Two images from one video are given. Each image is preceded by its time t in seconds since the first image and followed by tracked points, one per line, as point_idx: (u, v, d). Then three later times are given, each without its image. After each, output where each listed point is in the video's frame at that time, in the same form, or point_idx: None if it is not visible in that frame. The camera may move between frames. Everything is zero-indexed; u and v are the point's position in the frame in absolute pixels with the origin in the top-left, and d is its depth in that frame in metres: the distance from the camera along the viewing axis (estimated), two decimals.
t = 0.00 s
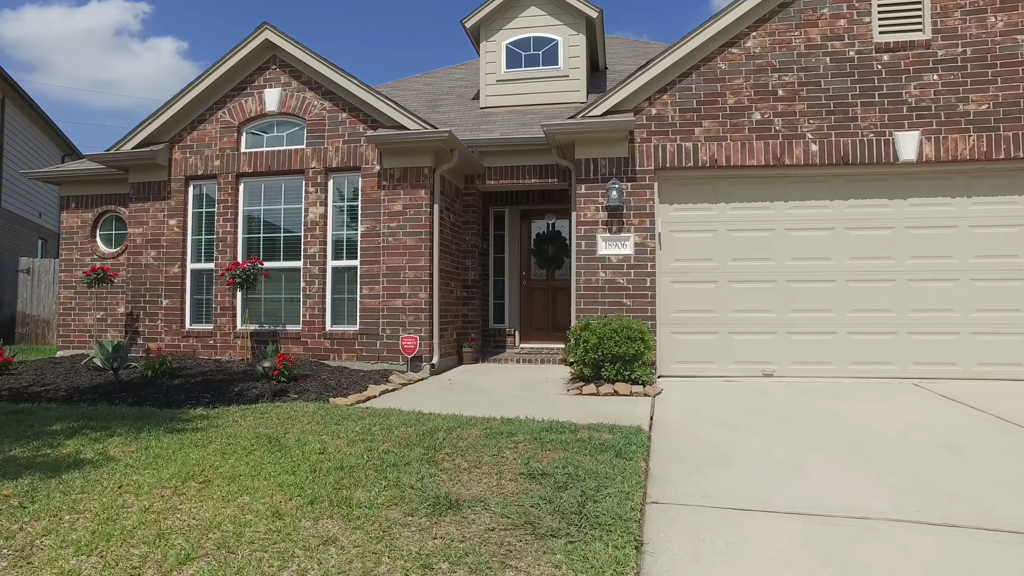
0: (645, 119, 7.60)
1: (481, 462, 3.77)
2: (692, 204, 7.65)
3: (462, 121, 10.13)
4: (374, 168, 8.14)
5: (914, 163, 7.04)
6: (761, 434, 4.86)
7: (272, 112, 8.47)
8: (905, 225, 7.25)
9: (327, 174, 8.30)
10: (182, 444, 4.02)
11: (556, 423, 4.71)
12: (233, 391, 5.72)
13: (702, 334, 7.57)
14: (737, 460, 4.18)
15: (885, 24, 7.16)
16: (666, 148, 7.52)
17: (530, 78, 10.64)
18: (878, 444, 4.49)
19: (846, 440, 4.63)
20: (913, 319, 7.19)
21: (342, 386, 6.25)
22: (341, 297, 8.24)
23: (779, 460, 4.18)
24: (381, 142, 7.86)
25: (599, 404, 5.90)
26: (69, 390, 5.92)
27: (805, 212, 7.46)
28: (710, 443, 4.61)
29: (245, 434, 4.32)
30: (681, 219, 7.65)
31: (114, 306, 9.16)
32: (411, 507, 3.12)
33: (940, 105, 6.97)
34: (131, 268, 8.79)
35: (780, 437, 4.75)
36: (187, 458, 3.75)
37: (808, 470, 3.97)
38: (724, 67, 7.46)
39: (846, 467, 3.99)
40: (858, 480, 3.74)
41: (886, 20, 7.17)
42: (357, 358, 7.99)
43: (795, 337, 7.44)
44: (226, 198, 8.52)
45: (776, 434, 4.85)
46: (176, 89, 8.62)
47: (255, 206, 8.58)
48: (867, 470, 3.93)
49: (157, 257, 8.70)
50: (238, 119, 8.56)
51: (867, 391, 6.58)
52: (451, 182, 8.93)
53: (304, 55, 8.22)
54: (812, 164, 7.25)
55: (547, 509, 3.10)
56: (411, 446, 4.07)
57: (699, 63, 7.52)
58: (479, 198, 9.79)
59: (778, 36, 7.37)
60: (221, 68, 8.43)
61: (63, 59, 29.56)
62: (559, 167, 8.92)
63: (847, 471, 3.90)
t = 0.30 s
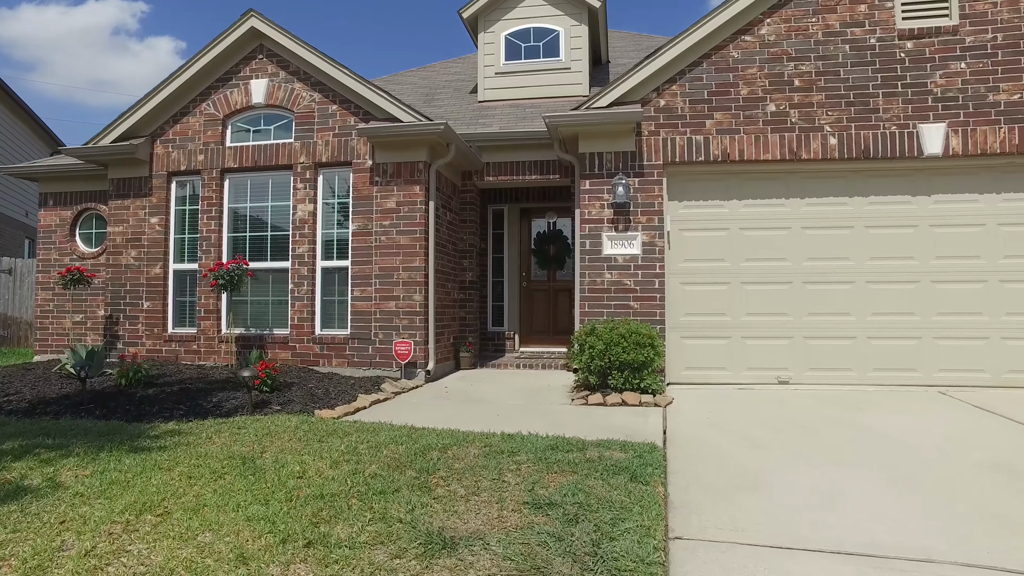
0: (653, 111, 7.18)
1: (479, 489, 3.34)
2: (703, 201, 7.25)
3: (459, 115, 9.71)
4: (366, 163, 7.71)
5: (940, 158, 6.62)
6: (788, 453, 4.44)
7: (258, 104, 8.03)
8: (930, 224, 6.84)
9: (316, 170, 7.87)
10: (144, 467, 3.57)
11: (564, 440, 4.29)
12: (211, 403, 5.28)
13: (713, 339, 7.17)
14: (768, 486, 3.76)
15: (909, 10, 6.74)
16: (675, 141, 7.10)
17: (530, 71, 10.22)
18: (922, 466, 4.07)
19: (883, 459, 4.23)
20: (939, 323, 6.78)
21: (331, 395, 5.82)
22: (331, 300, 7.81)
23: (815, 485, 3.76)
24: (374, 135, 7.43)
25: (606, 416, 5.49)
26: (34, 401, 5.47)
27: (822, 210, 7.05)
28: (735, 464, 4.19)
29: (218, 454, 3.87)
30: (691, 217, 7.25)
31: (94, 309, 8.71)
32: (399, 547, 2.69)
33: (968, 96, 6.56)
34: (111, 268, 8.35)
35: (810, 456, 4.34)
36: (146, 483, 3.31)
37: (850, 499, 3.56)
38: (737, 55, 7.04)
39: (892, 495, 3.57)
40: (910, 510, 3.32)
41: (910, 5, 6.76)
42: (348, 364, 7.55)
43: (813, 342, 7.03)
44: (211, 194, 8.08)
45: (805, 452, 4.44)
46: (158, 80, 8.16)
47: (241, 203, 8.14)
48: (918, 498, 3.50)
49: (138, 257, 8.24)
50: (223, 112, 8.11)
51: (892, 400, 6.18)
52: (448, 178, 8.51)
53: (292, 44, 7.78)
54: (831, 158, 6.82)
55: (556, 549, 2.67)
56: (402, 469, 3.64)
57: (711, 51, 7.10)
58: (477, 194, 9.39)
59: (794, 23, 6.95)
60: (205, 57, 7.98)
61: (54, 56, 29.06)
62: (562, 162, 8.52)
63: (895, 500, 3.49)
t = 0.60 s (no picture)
0: (668, 101, 6.71)
1: (487, 528, 2.86)
2: (722, 198, 6.81)
3: (460, 108, 9.23)
4: (361, 157, 7.24)
5: (979, 150, 6.15)
6: (833, 477, 4.00)
7: (248, 94, 7.55)
8: (967, 222, 6.37)
9: (309, 165, 7.40)
10: (99, 500, 3.08)
11: (582, 464, 3.83)
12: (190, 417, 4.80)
13: (734, 345, 6.71)
14: (820, 518, 3.32)
15: None
16: (692, 134, 6.64)
17: (535, 63, 9.76)
18: (990, 497, 3.62)
19: (944, 488, 3.78)
20: (977, 328, 6.32)
21: (323, 408, 5.35)
22: (325, 303, 7.34)
23: (874, 519, 3.32)
24: (371, 128, 6.96)
25: (623, 431, 5.03)
26: None
27: (851, 207, 6.58)
28: (776, 488, 3.75)
29: (189, 482, 3.39)
30: (709, 214, 6.80)
31: (74, 312, 8.23)
32: None
33: (1010, 84, 6.10)
34: (91, 269, 7.86)
35: (858, 482, 3.89)
36: (97, 523, 2.82)
37: (918, 536, 3.10)
38: (759, 41, 6.57)
39: (965, 533, 3.13)
40: (991, 555, 2.88)
41: None
42: (343, 372, 7.08)
43: (841, 348, 6.56)
44: (197, 191, 7.61)
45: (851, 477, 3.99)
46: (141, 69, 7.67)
47: (229, 200, 7.68)
48: (996, 539, 3.05)
49: (120, 258, 7.76)
50: (211, 103, 7.63)
51: (930, 412, 5.72)
52: (449, 174, 8.06)
53: (284, 31, 7.31)
54: (861, 151, 6.34)
55: None
56: (399, 502, 3.18)
57: (731, 36, 6.63)
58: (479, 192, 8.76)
59: (820, 6, 6.48)
60: (190, 45, 7.50)
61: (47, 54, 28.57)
62: (569, 157, 8.08)
63: (971, 541, 3.04)
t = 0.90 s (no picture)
0: (682, 91, 6.29)
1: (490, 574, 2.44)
2: (738, 193, 6.40)
3: (460, 101, 8.81)
4: (354, 151, 6.81)
5: (1016, 141, 5.74)
6: (872, 503, 3.60)
7: (234, 84, 7.12)
8: (1003, 218, 5.96)
9: (299, 159, 6.98)
10: (39, 538, 2.64)
11: (597, 490, 3.42)
12: (163, 432, 4.37)
13: (751, 350, 6.29)
14: (869, 551, 2.92)
15: None
16: (707, 125, 6.22)
17: (538, 54, 9.34)
18: None
19: (1003, 517, 3.37)
20: (1013, 332, 5.91)
21: (311, 421, 4.93)
22: (316, 306, 6.92)
23: (932, 553, 2.91)
24: (364, 119, 6.54)
25: (637, 447, 4.61)
26: None
27: (877, 203, 6.16)
28: (813, 516, 3.35)
29: (149, 512, 2.96)
30: (724, 210, 6.39)
31: (52, 316, 7.79)
32: None
33: None
34: (69, 270, 7.43)
35: (903, 508, 3.49)
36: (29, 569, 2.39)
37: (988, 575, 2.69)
38: (779, 25, 6.15)
39: None
40: None
41: None
42: (335, 379, 6.67)
43: (866, 353, 6.14)
44: (181, 187, 7.19)
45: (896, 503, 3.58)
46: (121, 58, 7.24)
47: (215, 197, 7.25)
48: None
49: (99, 257, 7.33)
50: (195, 94, 7.20)
51: (967, 423, 5.31)
52: (449, 170, 7.66)
53: (272, 17, 6.89)
54: (889, 143, 5.92)
55: None
56: (389, 539, 2.76)
57: (748, 21, 6.21)
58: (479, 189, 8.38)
59: None
60: (173, 32, 7.07)
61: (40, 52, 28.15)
62: (574, 151, 7.69)
63: None
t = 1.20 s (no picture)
0: (696, 78, 5.89)
1: None
2: (757, 188, 6.00)
3: (458, 93, 8.40)
4: (347, 143, 6.40)
5: None
6: (925, 530, 3.20)
7: (219, 73, 6.70)
8: None
9: (287, 152, 6.56)
10: None
11: (616, 521, 3.01)
12: (130, 448, 3.94)
13: (771, 355, 5.89)
14: None
15: None
16: (724, 114, 5.82)
17: (540, 44, 8.94)
18: None
19: None
20: None
21: (296, 435, 4.50)
22: (306, 308, 6.51)
23: None
24: (357, 110, 6.13)
25: (652, 464, 4.20)
26: None
27: (905, 198, 5.77)
28: (863, 548, 2.95)
29: (99, 551, 2.53)
30: (742, 206, 5.99)
31: (28, 318, 7.37)
32: None
33: None
34: (45, 270, 7.00)
35: (962, 537, 3.09)
36: None
37: None
38: (800, 8, 5.74)
39: None
40: None
41: None
42: (326, 386, 6.26)
43: (894, 359, 5.74)
44: (162, 182, 6.77)
45: (952, 531, 3.18)
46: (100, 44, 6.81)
47: (199, 192, 6.84)
48: None
49: (76, 257, 6.90)
50: (178, 83, 6.77)
51: (1009, 435, 4.91)
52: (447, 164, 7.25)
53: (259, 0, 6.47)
54: (920, 133, 5.52)
55: None
56: None
57: (768, 3, 5.80)
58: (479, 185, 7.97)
59: None
60: (153, 17, 6.64)
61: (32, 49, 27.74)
62: (580, 145, 7.30)
63: None
